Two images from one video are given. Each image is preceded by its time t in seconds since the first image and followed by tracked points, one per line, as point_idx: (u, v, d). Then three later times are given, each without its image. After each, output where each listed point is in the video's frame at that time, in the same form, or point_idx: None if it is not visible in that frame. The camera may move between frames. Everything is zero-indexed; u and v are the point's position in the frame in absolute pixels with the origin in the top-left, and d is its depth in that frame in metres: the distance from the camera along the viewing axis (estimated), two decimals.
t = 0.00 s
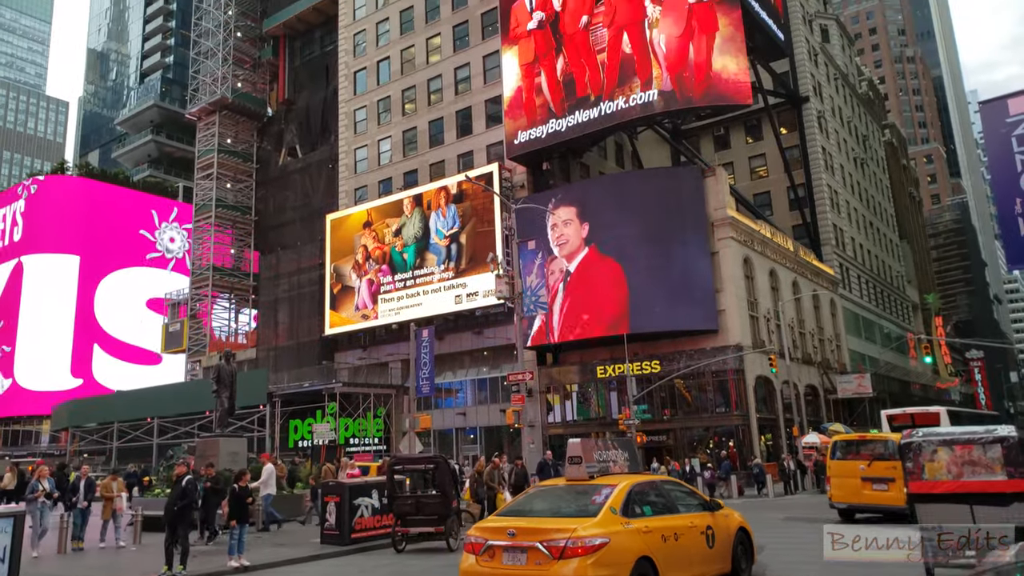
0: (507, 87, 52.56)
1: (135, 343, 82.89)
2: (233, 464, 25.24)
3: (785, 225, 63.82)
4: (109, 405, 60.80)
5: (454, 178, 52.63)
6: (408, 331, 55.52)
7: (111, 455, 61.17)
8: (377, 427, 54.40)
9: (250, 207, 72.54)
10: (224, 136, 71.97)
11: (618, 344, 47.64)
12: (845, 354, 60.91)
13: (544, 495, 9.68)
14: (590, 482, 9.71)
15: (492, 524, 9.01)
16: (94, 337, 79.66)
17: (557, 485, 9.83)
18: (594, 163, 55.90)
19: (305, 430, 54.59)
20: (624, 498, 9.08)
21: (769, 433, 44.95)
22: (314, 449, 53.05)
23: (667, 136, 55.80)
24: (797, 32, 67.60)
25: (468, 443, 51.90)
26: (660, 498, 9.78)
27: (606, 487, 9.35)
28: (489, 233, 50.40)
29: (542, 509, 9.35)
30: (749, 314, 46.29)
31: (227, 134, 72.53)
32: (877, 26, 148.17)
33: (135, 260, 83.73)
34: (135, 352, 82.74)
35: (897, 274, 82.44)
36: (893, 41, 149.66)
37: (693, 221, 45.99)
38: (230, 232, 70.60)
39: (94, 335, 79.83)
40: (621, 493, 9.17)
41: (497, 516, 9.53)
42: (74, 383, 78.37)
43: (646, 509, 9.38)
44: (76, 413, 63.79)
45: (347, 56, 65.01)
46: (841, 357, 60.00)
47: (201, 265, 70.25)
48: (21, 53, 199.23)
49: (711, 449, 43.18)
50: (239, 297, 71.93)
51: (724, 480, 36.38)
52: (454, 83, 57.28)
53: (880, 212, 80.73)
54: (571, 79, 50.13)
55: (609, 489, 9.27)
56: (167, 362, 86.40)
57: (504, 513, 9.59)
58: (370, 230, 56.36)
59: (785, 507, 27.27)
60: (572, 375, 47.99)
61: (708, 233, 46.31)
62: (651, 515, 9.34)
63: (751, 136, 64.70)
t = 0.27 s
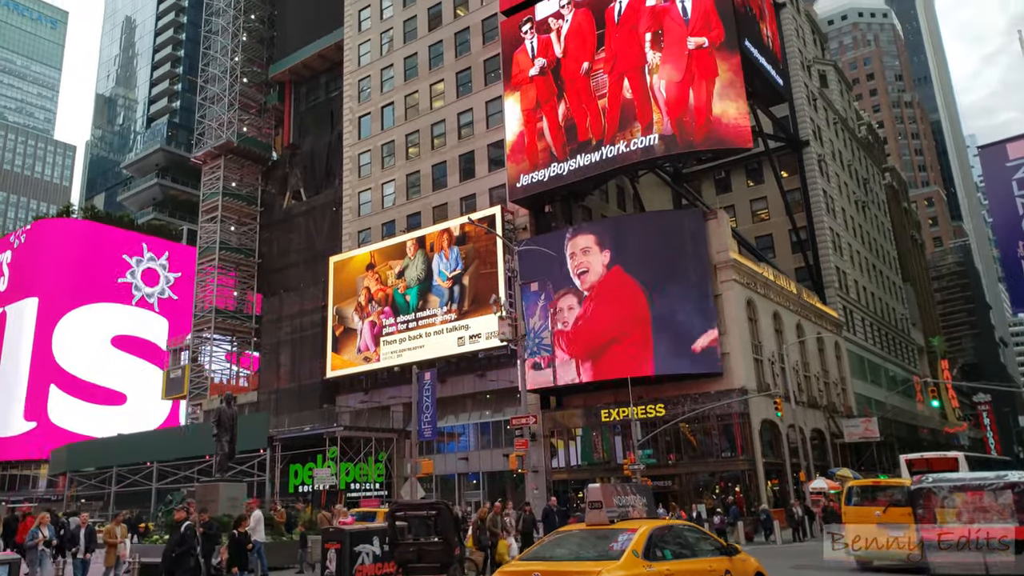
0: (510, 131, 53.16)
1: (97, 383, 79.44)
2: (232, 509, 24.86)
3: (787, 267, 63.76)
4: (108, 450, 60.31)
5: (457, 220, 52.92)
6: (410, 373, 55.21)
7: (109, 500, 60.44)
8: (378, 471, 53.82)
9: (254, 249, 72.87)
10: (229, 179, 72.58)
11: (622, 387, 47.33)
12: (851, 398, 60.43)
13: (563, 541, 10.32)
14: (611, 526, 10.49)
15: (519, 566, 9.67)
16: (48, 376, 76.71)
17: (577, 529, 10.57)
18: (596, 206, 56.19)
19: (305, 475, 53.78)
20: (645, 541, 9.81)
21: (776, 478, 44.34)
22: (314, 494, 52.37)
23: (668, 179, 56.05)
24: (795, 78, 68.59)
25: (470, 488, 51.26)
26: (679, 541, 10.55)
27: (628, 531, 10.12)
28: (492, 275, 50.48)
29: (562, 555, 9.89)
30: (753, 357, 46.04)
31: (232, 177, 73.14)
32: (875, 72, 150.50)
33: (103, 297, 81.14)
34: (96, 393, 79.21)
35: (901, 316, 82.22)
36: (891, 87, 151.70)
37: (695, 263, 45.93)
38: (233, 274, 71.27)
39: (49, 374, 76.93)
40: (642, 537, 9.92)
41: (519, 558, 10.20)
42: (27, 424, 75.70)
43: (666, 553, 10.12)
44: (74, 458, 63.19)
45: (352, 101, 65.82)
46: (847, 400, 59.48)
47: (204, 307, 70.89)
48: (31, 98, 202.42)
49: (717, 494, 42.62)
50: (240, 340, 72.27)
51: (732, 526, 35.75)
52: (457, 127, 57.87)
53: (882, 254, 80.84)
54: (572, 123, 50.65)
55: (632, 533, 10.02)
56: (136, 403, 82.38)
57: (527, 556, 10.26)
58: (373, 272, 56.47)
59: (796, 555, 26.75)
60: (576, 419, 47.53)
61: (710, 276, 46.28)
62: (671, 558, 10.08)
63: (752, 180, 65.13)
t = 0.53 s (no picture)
0: (512, 158, 53.54)
1: (60, 408, 77.93)
2: (234, 536, 24.69)
3: (790, 293, 63.66)
4: (109, 475, 59.95)
5: (460, 245, 53.13)
6: (413, 399, 55.06)
7: (110, 527, 59.97)
8: (380, 498, 53.49)
9: (257, 274, 73.12)
10: (233, 205, 73.03)
11: (626, 413, 47.17)
12: (855, 424, 60.10)
13: (587, 565, 11.40)
14: (632, 554, 11.34)
15: None
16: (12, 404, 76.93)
17: (603, 555, 11.59)
18: (599, 232, 56.39)
19: (307, 502, 53.49)
20: (664, 567, 10.71)
21: (780, 505, 44.05)
22: (315, 521, 52.02)
23: (671, 205, 56.18)
24: (796, 104, 69.16)
25: (473, 515, 50.93)
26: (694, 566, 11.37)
27: (648, 560, 10.92)
28: (494, 299, 50.56)
29: None
30: (757, 382, 45.96)
31: (236, 203, 73.61)
32: (875, 99, 151.80)
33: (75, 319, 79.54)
34: (57, 417, 77.51)
35: (904, 343, 82.02)
36: (891, 114, 152.90)
37: (699, 288, 45.93)
38: (236, 300, 71.53)
39: (17, 405, 77.67)
40: (661, 563, 10.82)
41: None
42: (2, 452, 77.83)
43: None
44: (75, 484, 62.81)
45: (356, 128, 66.35)
46: (851, 427, 59.16)
47: (207, 332, 71.19)
48: (38, 125, 204.48)
49: (722, 521, 42.31)
50: (243, 365, 72.54)
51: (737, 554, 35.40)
52: (460, 154, 58.26)
53: (885, 280, 80.85)
54: (575, 149, 51.00)
55: (652, 561, 10.86)
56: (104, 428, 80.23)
57: None
58: (376, 297, 56.56)
59: None
60: (579, 445, 47.26)
61: (713, 301, 46.35)
62: None
63: (754, 206, 65.42)
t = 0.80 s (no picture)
0: (515, 177, 53.81)
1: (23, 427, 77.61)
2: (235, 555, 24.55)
3: (793, 312, 63.59)
4: (112, 494, 59.75)
5: (463, 265, 53.25)
6: (415, 419, 54.95)
7: (111, 547, 59.54)
8: (382, 518, 53.22)
9: (261, 293, 73.28)
10: (237, 224, 73.39)
11: (629, 433, 47.02)
12: (859, 445, 59.85)
13: None
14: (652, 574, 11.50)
15: None
16: None
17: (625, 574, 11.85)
18: (601, 251, 56.52)
19: (310, 521, 53.13)
20: None
21: (784, 526, 43.80)
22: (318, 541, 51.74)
23: (673, 225, 56.29)
24: (797, 124, 69.50)
25: (476, 535, 50.66)
26: None
27: None
28: (497, 319, 50.58)
29: None
30: (760, 402, 45.84)
31: (240, 222, 73.98)
32: (877, 119, 152.59)
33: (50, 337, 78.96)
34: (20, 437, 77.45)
35: (908, 363, 81.84)
36: (893, 135, 153.76)
37: (702, 307, 45.86)
38: (239, 318, 71.44)
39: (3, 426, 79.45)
40: None
41: None
42: None
43: None
44: (77, 503, 62.62)
45: (360, 148, 66.70)
46: (855, 447, 58.90)
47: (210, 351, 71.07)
48: (42, 144, 205.82)
49: (726, 542, 42.04)
50: (244, 383, 72.09)
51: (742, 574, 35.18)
52: (463, 174, 58.52)
53: (888, 300, 80.84)
54: (577, 170, 51.26)
55: None
56: (69, 447, 78.20)
57: None
58: (379, 316, 56.63)
59: None
60: (583, 465, 47.05)
61: (717, 320, 46.30)
62: None
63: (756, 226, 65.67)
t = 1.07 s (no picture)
0: (517, 191, 54.01)
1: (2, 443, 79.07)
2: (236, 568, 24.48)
3: (795, 326, 63.51)
4: (113, 507, 59.69)
5: (465, 278, 53.32)
6: (417, 432, 54.89)
7: (113, 561, 59.29)
8: (383, 532, 53.00)
9: (263, 306, 73.43)
10: (240, 237, 73.71)
11: (631, 447, 46.87)
12: (863, 459, 59.65)
13: None
14: None
15: None
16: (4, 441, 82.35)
17: None
18: (603, 265, 56.60)
19: (311, 535, 52.73)
20: None
21: (787, 540, 43.62)
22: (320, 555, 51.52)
23: (675, 238, 56.30)
24: (799, 139, 69.76)
25: (477, 550, 50.43)
26: None
27: None
28: (499, 332, 50.61)
29: None
30: (763, 417, 45.74)
31: (242, 236, 74.28)
32: (878, 133, 153.06)
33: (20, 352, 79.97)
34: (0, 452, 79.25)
35: (911, 376, 81.70)
36: (895, 149, 154.30)
37: (704, 320, 45.82)
38: (241, 332, 71.45)
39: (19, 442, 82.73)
40: None
41: None
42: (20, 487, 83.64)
43: None
44: (79, 517, 62.48)
45: (363, 161, 66.97)
46: (858, 462, 58.70)
47: (212, 365, 71.09)
48: (45, 157, 206.63)
49: (728, 556, 41.85)
50: (248, 398, 72.58)
51: None
52: (466, 187, 58.71)
53: (890, 313, 80.79)
54: (580, 184, 51.44)
55: None
56: (29, 459, 76.72)
57: None
58: (381, 329, 56.67)
59: None
60: (585, 479, 46.91)
61: (719, 334, 46.27)
62: None
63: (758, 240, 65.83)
